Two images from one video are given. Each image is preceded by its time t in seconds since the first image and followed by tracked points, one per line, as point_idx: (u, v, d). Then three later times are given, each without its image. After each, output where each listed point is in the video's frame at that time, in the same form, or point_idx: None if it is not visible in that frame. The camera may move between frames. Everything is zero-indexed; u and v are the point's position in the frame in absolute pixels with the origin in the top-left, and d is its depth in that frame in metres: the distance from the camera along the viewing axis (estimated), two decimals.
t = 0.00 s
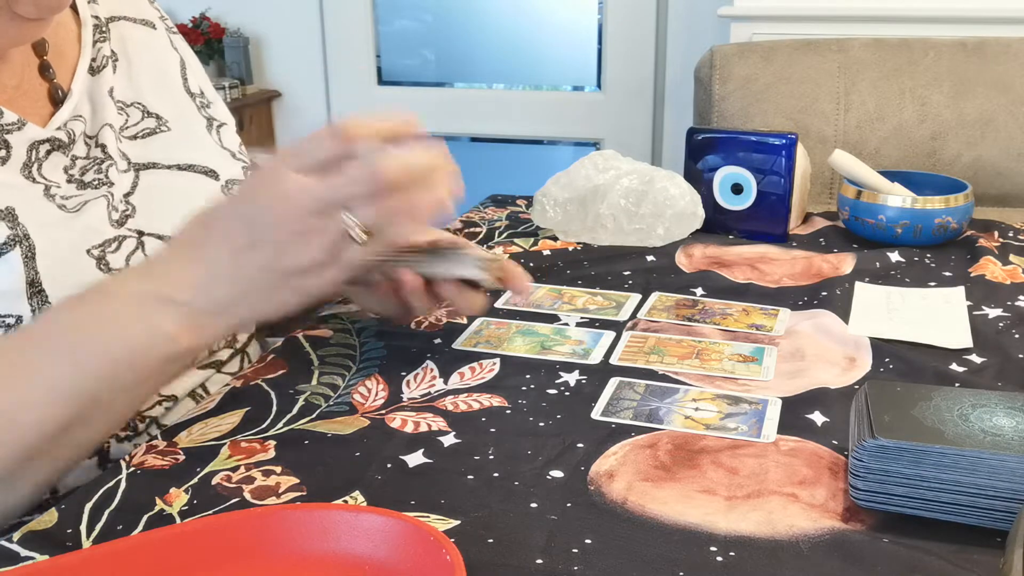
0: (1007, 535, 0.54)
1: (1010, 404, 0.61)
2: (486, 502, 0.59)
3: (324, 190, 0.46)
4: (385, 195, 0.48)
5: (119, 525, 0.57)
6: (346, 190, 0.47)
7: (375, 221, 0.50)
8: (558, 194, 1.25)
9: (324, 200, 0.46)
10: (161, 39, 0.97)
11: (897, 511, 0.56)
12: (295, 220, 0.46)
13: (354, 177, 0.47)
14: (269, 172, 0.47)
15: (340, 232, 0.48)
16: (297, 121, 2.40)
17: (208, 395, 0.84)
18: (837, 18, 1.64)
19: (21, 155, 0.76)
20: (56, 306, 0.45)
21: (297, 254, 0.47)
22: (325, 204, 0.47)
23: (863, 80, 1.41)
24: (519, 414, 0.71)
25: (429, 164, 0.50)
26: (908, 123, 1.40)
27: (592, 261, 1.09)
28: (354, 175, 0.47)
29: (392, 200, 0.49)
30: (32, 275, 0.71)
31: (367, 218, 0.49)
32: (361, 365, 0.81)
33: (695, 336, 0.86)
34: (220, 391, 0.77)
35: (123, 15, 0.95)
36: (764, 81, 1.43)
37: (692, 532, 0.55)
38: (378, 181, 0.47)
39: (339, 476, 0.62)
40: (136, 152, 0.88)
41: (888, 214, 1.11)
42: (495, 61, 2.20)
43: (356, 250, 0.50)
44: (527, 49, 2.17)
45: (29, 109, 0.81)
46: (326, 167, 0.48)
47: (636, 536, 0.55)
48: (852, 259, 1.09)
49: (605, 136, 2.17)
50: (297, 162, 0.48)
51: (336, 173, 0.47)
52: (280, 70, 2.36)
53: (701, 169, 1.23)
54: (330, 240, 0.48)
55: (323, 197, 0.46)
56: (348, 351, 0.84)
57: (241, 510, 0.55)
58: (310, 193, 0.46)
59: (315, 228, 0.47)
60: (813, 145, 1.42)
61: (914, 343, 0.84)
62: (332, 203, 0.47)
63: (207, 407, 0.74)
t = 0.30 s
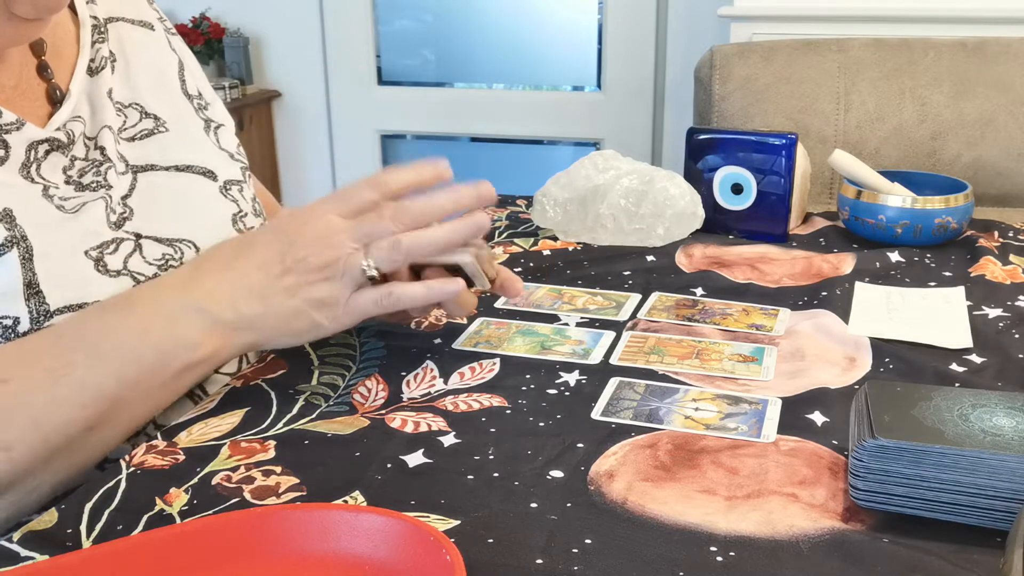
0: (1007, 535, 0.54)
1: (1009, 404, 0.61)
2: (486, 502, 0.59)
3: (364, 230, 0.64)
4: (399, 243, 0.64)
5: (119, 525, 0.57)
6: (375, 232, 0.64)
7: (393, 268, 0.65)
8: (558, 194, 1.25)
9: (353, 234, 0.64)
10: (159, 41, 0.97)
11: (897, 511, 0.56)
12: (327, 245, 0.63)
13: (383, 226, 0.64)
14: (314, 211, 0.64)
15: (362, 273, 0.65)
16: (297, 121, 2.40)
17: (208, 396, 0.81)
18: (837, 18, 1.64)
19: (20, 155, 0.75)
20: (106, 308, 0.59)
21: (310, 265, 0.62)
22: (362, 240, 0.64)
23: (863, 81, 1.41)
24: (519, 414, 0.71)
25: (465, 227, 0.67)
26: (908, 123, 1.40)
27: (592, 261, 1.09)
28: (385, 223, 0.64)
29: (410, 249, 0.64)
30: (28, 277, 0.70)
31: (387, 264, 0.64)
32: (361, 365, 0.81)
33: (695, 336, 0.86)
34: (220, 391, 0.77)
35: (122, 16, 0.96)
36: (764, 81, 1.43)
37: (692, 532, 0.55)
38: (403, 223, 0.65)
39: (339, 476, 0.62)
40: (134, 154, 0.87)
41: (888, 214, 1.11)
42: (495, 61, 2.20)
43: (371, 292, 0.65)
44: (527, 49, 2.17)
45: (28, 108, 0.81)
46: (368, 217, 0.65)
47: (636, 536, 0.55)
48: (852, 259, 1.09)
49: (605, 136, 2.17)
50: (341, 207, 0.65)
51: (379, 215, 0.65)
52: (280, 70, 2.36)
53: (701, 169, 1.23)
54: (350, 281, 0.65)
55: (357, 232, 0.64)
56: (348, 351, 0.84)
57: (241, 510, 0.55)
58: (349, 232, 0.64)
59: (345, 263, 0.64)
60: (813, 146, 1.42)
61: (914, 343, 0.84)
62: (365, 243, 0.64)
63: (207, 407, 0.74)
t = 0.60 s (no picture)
0: (1007, 535, 0.54)
1: (1010, 404, 0.61)
2: (486, 502, 0.59)
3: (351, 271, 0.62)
4: (392, 286, 0.63)
5: (119, 525, 0.57)
6: (362, 276, 0.62)
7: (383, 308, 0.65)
8: (558, 194, 1.25)
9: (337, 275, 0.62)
10: (157, 41, 0.97)
11: (897, 511, 0.56)
12: (311, 286, 0.62)
13: (370, 272, 0.61)
14: (303, 239, 0.62)
15: (350, 309, 0.64)
16: (297, 121, 2.40)
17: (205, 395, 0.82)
18: (837, 18, 1.64)
19: (10, 156, 0.75)
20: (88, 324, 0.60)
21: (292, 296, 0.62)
22: (344, 281, 0.62)
23: (863, 81, 1.41)
24: (519, 414, 0.71)
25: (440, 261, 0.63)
26: (908, 123, 1.40)
27: (591, 261, 1.09)
28: (372, 266, 0.61)
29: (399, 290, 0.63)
30: (14, 277, 0.70)
31: (375, 303, 0.64)
32: (361, 365, 0.81)
33: (695, 336, 0.86)
34: (220, 390, 0.77)
35: (118, 16, 0.96)
36: (764, 81, 1.43)
37: (692, 532, 0.55)
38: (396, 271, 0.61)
39: (340, 476, 0.62)
40: (128, 153, 0.87)
41: (888, 214, 1.11)
42: (495, 61, 2.20)
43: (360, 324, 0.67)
44: (527, 49, 2.17)
45: (21, 108, 0.81)
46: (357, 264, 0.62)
47: (636, 536, 0.55)
48: (852, 259, 1.09)
49: (605, 136, 2.17)
50: (329, 234, 0.62)
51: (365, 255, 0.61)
52: (280, 70, 2.36)
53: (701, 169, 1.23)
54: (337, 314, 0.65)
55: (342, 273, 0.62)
56: (348, 352, 0.84)
57: (241, 510, 0.55)
58: (331, 268, 0.62)
59: (334, 299, 0.64)
60: (813, 146, 1.42)
61: (914, 343, 0.84)
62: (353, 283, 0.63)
63: (207, 407, 0.74)
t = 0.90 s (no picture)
0: (1007, 535, 0.54)
1: (1009, 404, 0.61)
2: (486, 502, 0.59)
3: (282, 226, 0.49)
4: (338, 232, 0.51)
5: (119, 525, 0.57)
6: (298, 229, 0.49)
7: (336, 261, 0.52)
8: (558, 194, 1.25)
9: (269, 239, 0.49)
10: (155, 38, 0.97)
11: (897, 511, 0.56)
12: (251, 256, 0.49)
13: (305, 223, 0.49)
14: (224, 202, 0.49)
15: (300, 273, 0.52)
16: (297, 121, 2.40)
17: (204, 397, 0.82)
18: (837, 18, 1.64)
19: (10, 155, 0.75)
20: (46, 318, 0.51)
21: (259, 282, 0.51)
22: (281, 241, 0.49)
23: (863, 81, 1.41)
24: (519, 414, 0.71)
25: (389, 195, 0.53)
26: (908, 123, 1.40)
27: (591, 261, 1.09)
28: (306, 213, 0.49)
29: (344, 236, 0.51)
30: (18, 277, 0.70)
31: (326, 258, 0.51)
32: (361, 365, 0.81)
33: (695, 336, 0.86)
34: (220, 391, 0.77)
35: (115, 14, 0.96)
36: (765, 81, 1.43)
37: (692, 532, 0.55)
38: (340, 218, 0.50)
39: (340, 476, 0.62)
40: (128, 151, 0.87)
41: (888, 214, 1.11)
42: (495, 61, 2.20)
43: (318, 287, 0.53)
44: (528, 49, 2.17)
45: (22, 109, 0.81)
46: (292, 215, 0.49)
47: (636, 536, 0.55)
48: (852, 259, 1.09)
49: (605, 136, 2.17)
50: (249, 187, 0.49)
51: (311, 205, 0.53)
52: (280, 70, 2.36)
53: (701, 169, 1.23)
54: (290, 280, 0.52)
55: (275, 234, 0.49)
56: (348, 352, 0.84)
57: (241, 510, 0.55)
58: (263, 229, 0.49)
59: (276, 265, 0.51)
60: (814, 145, 1.42)
61: (914, 343, 0.84)
62: (290, 240, 0.50)
63: (207, 407, 0.74)
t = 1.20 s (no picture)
0: (1007, 535, 0.54)
1: (1010, 404, 0.61)
2: (486, 502, 0.59)
3: (318, 226, 0.50)
4: (374, 235, 0.52)
5: (119, 525, 0.57)
6: (330, 227, 0.50)
7: (369, 257, 0.54)
8: (558, 194, 1.25)
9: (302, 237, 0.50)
10: (153, 38, 0.97)
11: (897, 511, 0.56)
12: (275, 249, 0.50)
13: (344, 225, 0.50)
14: (253, 198, 0.49)
15: (329, 268, 0.53)
16: (297, 121, 2.40)
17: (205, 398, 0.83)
18: (837, 18, 1.64)
19: (8, 159, 0.76)
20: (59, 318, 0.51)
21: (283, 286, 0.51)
22: (314, 240, 0.50)
23: (863, 81, 1.41)
24: (519, 414, 0.71)
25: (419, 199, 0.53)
26: (908, 123, 1.40)
27: (591, 261, 1.09)
28: (343, 215, 0.49)
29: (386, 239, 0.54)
30: (14, 281, 0.70)
31: (358, 256, 0.53)
32: (361, 365, 0.81)
33: (695, 336, 0.86)
34: (220, 391, 0.77)
35: (114, 14, 0.96)
36: (765, 81, 1.43)
37: (692, 532, 0.55)
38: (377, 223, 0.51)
39: (340, 476, 0.62)
40: (126, 152, 0.88)
41: (888, 214, 1.11)
42: (494, 61, 2.20)
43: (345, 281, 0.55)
44: (527, 49, 2.17)
45: (20, 109, 0.81)
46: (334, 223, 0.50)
47: (636, 535, 0.55)
48: (852, 259, 1.09)
49: (605, 136, 2.17)
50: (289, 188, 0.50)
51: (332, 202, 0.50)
52: (280, 70, 2.36)
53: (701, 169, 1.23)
54: (314, 277, 0.52)
55: (309, 231, 0.50)
56: (348, 352, 0.84)
57: (241, 510, 0.55)
58: (291, 224, 0.50)
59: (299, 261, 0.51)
60: (814, 145, 1.42)
61: (914, 343, 0.84)
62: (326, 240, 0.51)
63: (207, 407, 0.74)
